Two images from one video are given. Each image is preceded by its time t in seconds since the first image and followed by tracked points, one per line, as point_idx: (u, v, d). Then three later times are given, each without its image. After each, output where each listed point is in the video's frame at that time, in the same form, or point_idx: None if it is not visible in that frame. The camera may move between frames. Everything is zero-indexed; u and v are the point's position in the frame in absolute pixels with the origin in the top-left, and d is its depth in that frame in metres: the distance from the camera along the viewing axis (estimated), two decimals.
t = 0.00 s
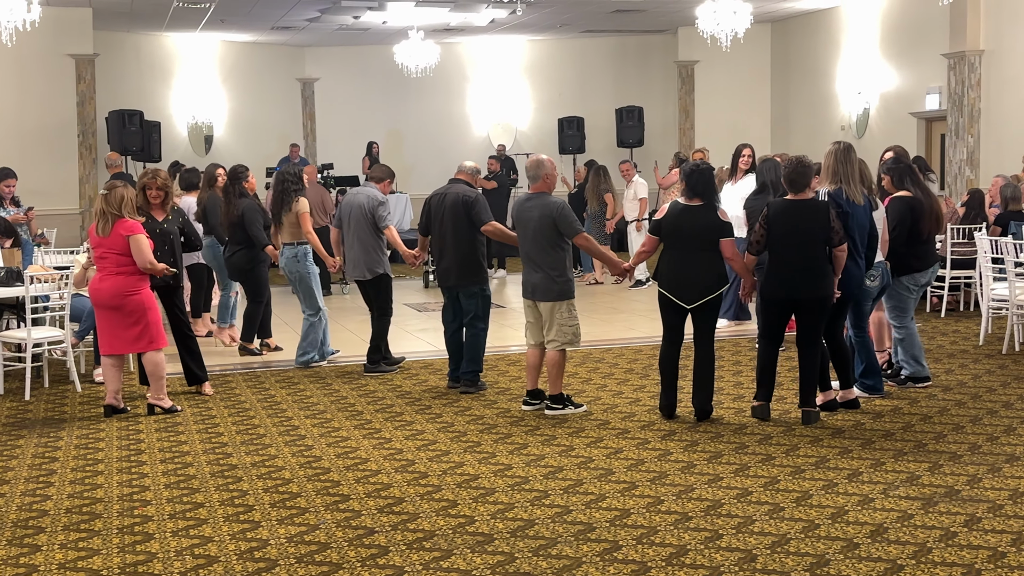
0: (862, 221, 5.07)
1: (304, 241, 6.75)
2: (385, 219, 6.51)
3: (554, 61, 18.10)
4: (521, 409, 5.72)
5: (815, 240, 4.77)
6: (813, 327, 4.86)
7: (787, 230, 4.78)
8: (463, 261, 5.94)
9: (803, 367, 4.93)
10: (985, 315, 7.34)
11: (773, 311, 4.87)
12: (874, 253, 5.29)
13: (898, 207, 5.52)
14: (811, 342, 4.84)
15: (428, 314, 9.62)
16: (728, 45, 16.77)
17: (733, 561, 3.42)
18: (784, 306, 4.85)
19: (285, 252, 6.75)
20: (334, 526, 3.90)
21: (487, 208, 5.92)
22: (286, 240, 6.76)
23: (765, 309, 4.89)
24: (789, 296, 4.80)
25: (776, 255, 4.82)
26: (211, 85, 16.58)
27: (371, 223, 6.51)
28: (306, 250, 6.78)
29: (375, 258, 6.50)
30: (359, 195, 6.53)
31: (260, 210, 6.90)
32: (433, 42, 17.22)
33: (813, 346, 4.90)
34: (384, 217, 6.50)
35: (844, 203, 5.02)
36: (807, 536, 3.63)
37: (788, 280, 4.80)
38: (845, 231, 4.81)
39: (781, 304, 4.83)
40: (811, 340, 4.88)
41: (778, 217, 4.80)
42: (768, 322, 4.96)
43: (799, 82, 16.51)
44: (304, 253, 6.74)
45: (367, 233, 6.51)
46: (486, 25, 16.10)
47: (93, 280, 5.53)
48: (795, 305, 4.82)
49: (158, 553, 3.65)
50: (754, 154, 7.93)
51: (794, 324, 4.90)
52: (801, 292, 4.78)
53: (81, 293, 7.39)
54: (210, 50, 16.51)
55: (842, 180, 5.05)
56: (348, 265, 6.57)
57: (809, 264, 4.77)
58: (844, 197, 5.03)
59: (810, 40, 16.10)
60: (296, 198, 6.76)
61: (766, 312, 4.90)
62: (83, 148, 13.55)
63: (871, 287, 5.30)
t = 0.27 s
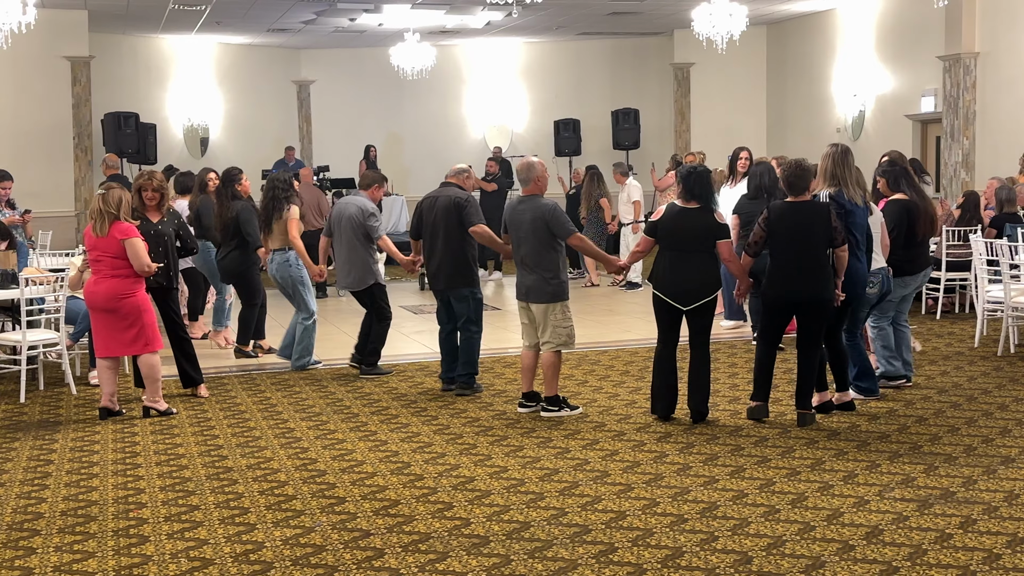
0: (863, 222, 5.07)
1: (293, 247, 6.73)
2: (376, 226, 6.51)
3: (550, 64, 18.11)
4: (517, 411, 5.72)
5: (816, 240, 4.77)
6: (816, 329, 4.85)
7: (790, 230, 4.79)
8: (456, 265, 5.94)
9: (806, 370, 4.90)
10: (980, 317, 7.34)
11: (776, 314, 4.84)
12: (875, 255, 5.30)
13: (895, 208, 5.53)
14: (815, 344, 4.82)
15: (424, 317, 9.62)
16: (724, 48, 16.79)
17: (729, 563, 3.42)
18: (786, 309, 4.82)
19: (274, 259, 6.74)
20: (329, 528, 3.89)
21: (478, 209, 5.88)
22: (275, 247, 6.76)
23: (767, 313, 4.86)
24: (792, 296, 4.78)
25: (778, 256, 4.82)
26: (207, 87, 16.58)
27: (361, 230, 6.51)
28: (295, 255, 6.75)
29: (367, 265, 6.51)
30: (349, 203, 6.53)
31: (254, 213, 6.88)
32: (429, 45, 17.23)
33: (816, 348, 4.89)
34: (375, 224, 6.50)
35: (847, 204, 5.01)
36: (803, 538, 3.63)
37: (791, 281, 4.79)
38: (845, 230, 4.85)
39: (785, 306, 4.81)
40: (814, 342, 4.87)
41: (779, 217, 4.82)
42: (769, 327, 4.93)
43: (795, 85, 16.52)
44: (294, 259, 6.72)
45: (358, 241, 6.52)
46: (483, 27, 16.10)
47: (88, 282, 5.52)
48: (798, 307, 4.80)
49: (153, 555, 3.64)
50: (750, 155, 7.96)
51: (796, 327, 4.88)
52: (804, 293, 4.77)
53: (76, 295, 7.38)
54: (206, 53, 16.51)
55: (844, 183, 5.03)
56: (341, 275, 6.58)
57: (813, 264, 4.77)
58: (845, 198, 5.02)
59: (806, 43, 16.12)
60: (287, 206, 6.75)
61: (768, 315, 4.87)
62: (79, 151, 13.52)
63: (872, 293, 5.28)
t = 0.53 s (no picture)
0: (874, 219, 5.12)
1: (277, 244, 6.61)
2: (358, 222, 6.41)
3: (549, 65, 18.11)
4: (515, 412, 5.72)
5: (817, 234, 4.76)
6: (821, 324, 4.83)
7: (790, 226, 4.77)
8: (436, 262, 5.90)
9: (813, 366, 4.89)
10: (979, 318, 7.35)
11: (780, 311, 4.83)
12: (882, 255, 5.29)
13: (898, 208, 5.51)
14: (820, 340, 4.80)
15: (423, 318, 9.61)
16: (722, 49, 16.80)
17: (727, 564, 3.42)
18: (790, 306, 4.82)
19: (258, 255, 6.63)
20: (328, 529, 3.89)
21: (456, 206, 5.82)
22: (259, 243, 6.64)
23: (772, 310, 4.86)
24: (796, 294, 4.78)
25: (780, 253, 4.80)
26: (206, 88, 16.58)
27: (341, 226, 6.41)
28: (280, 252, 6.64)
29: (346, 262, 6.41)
30: (330, 197, 6.43)
31: (241, 211, 6.79)
32: (427, 46, 17.23)
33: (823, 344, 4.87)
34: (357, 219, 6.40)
35: (850, 203, 5.04)
36: (802, 539, 3.63)
37: (794, 276, 4.78)
38: (849, 222, 4.81)
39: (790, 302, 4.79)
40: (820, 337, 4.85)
41: (779, 213, 4.81)
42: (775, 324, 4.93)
43: (794, 86, 16.53)
44: (278, 256, 6.62)
45: (337, 237, 6.42)
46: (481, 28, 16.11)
47: (86, 284, 5.52)
48: (802, 304, 4.79)
49: (152, 557, 3.64)
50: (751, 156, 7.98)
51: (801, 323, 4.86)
52: (807, 289, 4.77)
53: (74, 296, 7.37)
54: (205, 54, 16.51)
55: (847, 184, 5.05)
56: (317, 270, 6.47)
57: (815, 259, 4.76)
58: (849, 196, 5.04)
59: (804, 44, 16.13)
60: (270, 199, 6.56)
61: (773, 312, 4.87)
62: (77, 152, 13.52)
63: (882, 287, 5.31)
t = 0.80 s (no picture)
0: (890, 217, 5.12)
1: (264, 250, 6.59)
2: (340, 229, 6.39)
3: (548, 65, 18.12)
4: (514, 413, 5.72)
5: (817, 239, 4.77)
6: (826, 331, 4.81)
7: (789, 234, 4.77)
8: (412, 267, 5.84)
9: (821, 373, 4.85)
10: (979, 318, 7.35)
11: (784, 318, 4.81)
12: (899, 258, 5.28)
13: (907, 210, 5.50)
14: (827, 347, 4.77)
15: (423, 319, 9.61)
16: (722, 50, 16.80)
17: (728, 564, 3.42)
18: (794, 312, 4.79)
19: (244, 260, 6.60)
20: (328, 530, 3.89)
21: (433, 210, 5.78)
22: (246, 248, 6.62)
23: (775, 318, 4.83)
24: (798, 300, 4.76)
25: (780, 261, 4.79)
26: (206, 90, 16.59)
27: (321, 233, 6.39)
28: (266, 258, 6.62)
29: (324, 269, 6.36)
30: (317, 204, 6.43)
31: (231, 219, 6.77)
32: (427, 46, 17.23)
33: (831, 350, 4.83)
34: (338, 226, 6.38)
35: (851, 210, 5.04)
36: (802, 539, 3.63)
37: (797, 281, 4.76)
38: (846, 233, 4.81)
39: (794, 308, 4.77)
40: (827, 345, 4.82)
41: (777, 221, 4.81)
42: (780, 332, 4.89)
43: (794, 87, 16.53)
44: (263, 261, 6.59)
45: (318, 243, 6.40)
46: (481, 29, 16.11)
47: (86, 285, 5.52)
48: (805, 311, 4.77)
49: (152, 557, 3.64)
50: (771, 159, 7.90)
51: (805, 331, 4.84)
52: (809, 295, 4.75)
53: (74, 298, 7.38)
54: (205, 55, 16.52)
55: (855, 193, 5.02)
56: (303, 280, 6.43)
57: (816, 267, 4.75)
58: (850, 204, 5.05)
59: (804, 44, 16.13)
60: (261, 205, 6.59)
61: (776, 320, 4.84)
62: (77, 153, 13.52)
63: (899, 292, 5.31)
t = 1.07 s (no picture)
0: (907, 214, 5.07)
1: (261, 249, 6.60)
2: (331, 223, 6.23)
3: (549, 66, 18.11)
4: (515, 413, 5.72)
5: (831, 235, 4.73)
6: (840, 328, 4.77)
7: (802, 230, 4.75)
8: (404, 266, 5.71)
9: (836, 371, 4.80)
10: (980, 319, 7.35)
11: (796, 313, 4.78)
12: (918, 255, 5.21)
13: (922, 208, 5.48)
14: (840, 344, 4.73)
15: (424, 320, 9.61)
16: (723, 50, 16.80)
17: (729, 565, 3.42)
18: (806, 308, 4.77)
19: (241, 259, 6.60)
20: (330, 531, 3.89)
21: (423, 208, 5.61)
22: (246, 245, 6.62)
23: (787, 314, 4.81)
24: (810, 296, 4.74)
25: (792, 257, 4.78)
26: (207, 90, 16.60)
27: (312, 228, 6.26)
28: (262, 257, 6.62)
29: (313, 266, 6.27)
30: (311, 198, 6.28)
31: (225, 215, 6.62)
32: (428, 47, 17.23)
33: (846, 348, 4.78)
34: (327, 222, 6.21)
35: (862, 204, 5.03)
36: (803, 540, 3.63)
37: (810, 276, 4.73)
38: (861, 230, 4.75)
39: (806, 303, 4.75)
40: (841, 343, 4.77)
41: (790, 216, 4.78)
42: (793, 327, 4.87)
43: (795, 87, 16.52)
44: (258, 261, 6.59)
45: (309, 238, 6.30)
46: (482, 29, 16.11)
47: (87, 286, 5.53)
48: (817, 307, 4.75)
49: (153, 558, 3.65)
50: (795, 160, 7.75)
51: (819, 327, 4.80)
52: (820, 292, 4.72)
53: (76, 298, 7.38)
54: (206, 56, 16.53)
55: (872, 186, 4.99)
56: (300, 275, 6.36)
57: (827, 264, 4.72)
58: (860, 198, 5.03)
59: (805, 44, 16.13)
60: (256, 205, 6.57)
61: (789, 316, 4.82)
62: (79, 154, 13.52)
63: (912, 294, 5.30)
